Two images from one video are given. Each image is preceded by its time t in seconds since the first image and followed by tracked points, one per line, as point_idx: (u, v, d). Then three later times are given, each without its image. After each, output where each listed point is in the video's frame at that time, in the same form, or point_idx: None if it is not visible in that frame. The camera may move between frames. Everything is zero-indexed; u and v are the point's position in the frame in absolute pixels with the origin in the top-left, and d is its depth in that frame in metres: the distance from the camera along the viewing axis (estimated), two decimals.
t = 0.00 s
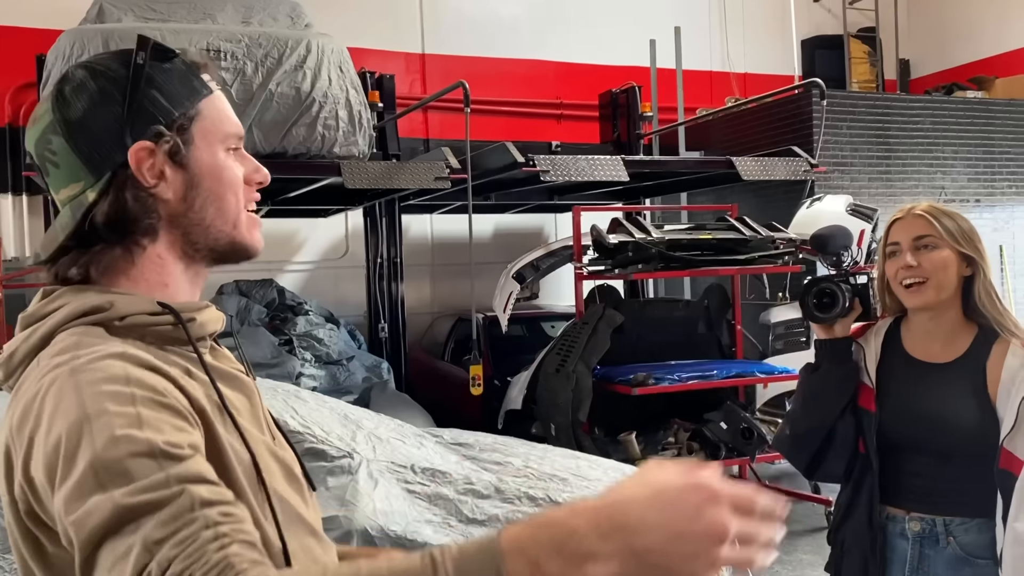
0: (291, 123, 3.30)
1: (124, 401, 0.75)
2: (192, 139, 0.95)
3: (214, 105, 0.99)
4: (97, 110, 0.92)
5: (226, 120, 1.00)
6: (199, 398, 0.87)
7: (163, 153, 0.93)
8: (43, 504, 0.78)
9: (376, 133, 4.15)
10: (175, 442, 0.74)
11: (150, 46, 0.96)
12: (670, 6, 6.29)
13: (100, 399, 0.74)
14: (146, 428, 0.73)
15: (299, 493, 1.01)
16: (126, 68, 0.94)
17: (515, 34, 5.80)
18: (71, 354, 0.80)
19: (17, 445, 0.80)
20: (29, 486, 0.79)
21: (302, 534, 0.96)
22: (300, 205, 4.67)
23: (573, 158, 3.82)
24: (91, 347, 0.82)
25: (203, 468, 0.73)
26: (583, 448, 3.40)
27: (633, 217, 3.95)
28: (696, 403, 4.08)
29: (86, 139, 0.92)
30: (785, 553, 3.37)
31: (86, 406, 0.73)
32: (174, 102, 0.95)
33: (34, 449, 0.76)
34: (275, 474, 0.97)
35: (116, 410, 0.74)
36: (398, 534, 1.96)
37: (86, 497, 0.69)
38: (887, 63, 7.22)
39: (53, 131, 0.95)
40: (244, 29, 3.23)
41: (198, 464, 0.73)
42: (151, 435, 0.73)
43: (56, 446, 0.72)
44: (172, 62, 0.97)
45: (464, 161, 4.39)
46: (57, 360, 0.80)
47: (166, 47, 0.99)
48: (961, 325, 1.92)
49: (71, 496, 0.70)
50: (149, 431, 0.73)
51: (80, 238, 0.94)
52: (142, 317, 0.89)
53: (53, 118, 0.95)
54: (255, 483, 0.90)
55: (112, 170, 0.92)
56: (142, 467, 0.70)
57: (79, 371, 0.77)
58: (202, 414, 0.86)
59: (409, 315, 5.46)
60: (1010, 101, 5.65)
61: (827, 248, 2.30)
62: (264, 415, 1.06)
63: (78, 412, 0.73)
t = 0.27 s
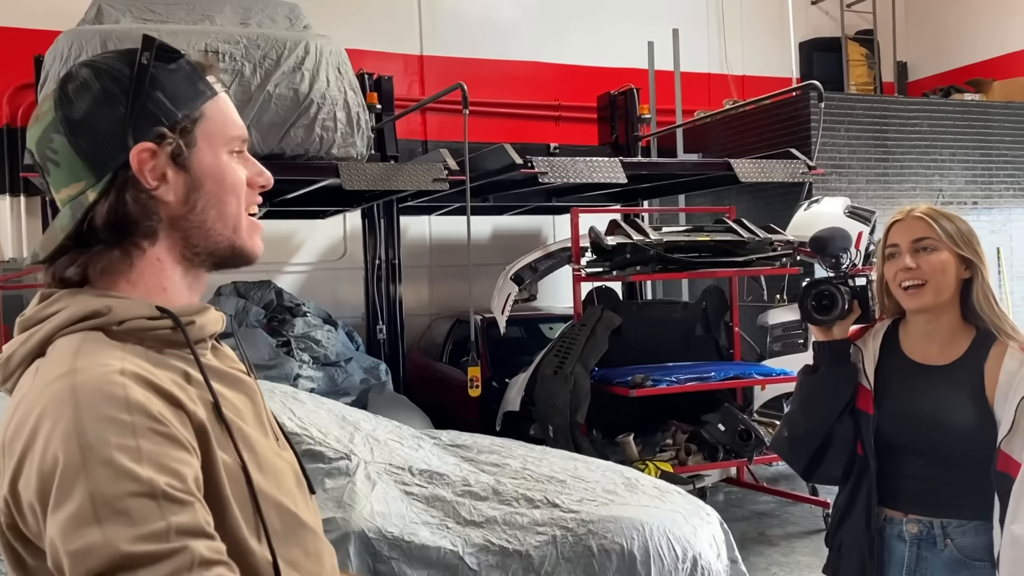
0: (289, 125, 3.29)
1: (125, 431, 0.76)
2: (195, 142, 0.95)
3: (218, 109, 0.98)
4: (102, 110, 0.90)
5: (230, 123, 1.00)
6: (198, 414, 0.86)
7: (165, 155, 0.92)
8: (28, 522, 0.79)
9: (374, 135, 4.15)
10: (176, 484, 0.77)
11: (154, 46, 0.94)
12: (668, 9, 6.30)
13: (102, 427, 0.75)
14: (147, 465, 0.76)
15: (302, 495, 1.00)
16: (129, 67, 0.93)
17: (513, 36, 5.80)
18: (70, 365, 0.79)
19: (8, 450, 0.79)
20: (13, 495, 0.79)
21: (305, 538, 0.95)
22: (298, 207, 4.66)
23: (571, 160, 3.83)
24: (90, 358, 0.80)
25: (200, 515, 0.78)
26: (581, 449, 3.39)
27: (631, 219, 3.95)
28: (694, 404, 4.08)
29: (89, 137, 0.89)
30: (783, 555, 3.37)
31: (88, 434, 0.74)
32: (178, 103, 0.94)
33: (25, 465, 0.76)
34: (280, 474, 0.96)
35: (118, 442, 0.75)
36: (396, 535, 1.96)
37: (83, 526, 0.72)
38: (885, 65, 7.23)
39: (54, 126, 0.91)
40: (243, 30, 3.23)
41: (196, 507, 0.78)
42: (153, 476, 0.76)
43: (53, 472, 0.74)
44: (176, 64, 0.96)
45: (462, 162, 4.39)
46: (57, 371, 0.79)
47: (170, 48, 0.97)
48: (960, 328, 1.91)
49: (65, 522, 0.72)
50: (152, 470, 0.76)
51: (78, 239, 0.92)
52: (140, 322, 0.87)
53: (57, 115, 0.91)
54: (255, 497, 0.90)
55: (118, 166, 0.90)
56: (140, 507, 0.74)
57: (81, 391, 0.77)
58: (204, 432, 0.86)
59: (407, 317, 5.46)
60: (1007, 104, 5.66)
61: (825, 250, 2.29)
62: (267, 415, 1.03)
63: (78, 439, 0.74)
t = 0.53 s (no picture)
0: (288, 126, 3.29)
1: (120, 450, 0.76)
2: (206, 145, 0.95)
3: (224, 109, 0.99)
4: (114, 111, 0.89)
5: (236, 124, 1.00)
6: (199, 425, 0.85)
7: (179, 158, 0.92)
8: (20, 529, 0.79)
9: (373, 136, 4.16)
10: (168, 508, 0.77)
11: (161, 47, 0.93)
12: (667, 10, 6.31)
13: (97, 445, 0.75)
14: (140, 486, 0.76)
15: (306, 494, 0.99)
16: (138, 68, 0.92)
17: (512, 37, 5.80)
18: (69, 375, 0.78)
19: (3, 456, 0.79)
20: (6, 504, 0.79)
21: (307, 540, 0.94)
22: (298, 207, 4.66)
23: (570, 161, 3.83)
24: (90, 367, 0.79)
25: (191, 542, 0.78)
26: (580, 450, 3.39)
27: (631, 220, 3.95)
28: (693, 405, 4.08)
29: (101, 139, 0.88)
30: (782, 555, 3.37)
31: (82, 453, 0.74)
32: (187, 105, 0.94)
33: (19, 474, 0.76)
34: (283, 474, 0.95)
35: (111, 462, 0.75)
36: (395, 536, 1.96)
37: (70, 545, 0.72)
38: (884, 66, 7.24)
39: (58, 126, 0.89)
40: (242, 31, 3.24)
41: (184, 534, 0.77)
42: (145, 500, 0.75)
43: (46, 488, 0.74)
44: (181, 65, 0.96)
45: (461, 163, 4.39)
46: (56, 379, 0.78)
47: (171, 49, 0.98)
48: (958, 329, 1.91)
49: (55, 538, 0.72)
50: (145, 494, 0.76)
51: (93, 243, 0.90)
52: (139, 324, 0.87)
53: (63, 115, 0.89)
54: (255, 509, 0.89)
55: (133, 168, 0.89)
56: (130, 531, 0.74)
57: (78, 405, 0.76)
58: (205, 445, 0.85)
59: (406, 318, 5.46)
60: (1006, 105, 5.67)
61: (824, 251, 2.29)
62: (270, 411, 1.03)
63: (73, 456, 0.74)
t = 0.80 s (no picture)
0: (288, 126, 3.29)
1: (116, 455, 0.75)
2: (201, 144, 0.94)
3: (220, 108, 0.98)
4: (106, 112, 0.89)
5: (233, 123, 1.00)
6: (196, 428, 0.84)
7: (174, 158, 0.92)
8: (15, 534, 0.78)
9: (373, 136, 4.15)
10: (162, 514, 0.77)
11: (155, 46, 0.93)
12: (667, 10, 6.31)
13: (93, 450, 0.75)
14: (135, 492, 0.75)
15: (305, 496, 0.99)
16: (132, 68, 0.92)
17: (512, 37, 5.80)
18: (65, 378, 0.78)
19: None
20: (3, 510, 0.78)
21: (306, 542, 0.94)
22: (298, 208, 4.66)
23: (570, 161, 3.83)
24: (86, 369, 0.79)
25: (186, 547, 0.77)
26: (580, 450, 3.39)
27: (631, 220, 3.95)
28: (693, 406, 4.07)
29: (94, 140, 0.88)
30: (782, 556, 3.37)
31: (77, 457, 0.74)
32: (182, 103, 0.94)
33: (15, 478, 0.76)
34: (283, 476, 0.95)
35: (106, 467, 0.75)
36: (396, 537, 1.95)
37: (64, 550, 0.71)
38: (883, 67, 7.25)
39: (53, 126, 0.89)
40: (242, 31, 3.24)
41: (180, 541, 0.77)
42: (140, 505, 0.75)
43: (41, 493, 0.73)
44: (177, 63, 0.96)
45: (461, 163, 4.39)
46: (53, 382, 0.78)
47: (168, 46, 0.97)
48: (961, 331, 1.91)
49: (49, 544, 0.72)
50: (140, 500, 0.75)
51: (89, 244, 0.91)
52: (137, 326, 0.87)
53: (57, 116, 0.89)
54: (254, 513, 0.88)
55: (126, 169, 0.89)
56: (124, 536, 0.74)
57: (73, 409, 0.75)
58: (202, 449, 0.84)
59: (406, 318, 5.46)
60: (1006, 106, 5.67)
61: (827, 253, 2.29)
62: (270, 413, 1.03)
63: (68, 460, 0.74)
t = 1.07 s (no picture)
0: (287, 126, 3.29)
1: (110, 456, 0.75)
2: (198, 144, 0.94)
3: (217, 108, 0.98)
4: (103, 111, 0.88)
5: (230, 124, 1.00)
6: (192, 429, 0.84)
7: (170, 157, 0.92)
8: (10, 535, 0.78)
9: (373, 136, 4.15)
10: (156, 514, 0.76)
11: (152, 45, 0.93)
12: (667, 10, 6.30)
13: (87, 451, 0.74)
14: (130, 493, 0.75)
15: (304, 497, 0.99)
16: (129, 66, 0.92)
17: (511, 37, 5.80)
18: (60, 379, 0.77)
19: None
20: None
21: (304, 543, 0.94)
22: (297, 208, 4.65)
23: (570, 161, 3.82)
24: (81, 370, 0.79)
25: (181, 548, 0.77)
26: (579, 450, 3.39)
27: (631, 220, 3.95)
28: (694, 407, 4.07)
29: (90, 139, 0.88)
30: (782, 556, 3.37)
31: (70, 458, 0.73)
32: (179, 103, 0.94)
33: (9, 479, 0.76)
34: (280, 477, 0.95)
35: (101, 467, 0.74)
36: (396, 537, 1.95)
37: (57, 552, 0.71)
38: (883, 67, 7.24)
39: (51, 124, 0.89)
40: (242, 30, 3.23)
41: (175, 542, 0.77)
42: (134, 506, 0.75)
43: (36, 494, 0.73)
44: (174, 63, 0.96)
45: (461, 163, 4.39)
46: (48, 382, 0.77)
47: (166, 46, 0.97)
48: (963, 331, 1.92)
49: (43, 545, 0.71)
50: (135, 500, 0.75)
51: (82, 243, 0.90)
52: (133, 326, 0.86)
53: (54, 114, 0.89)
54: (251, 513, 0.88)
55: (121, 168, 0.89)
56: (119, 538, 0.73)
57: (67, 409, 0.75)
58: (199, 449, 0.84)
59: (405, 318, 5.46)
60: (1006, 105, 5.67)
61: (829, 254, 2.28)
62: (268, 415, 1.03)
63: (62, 460, 0.73)
